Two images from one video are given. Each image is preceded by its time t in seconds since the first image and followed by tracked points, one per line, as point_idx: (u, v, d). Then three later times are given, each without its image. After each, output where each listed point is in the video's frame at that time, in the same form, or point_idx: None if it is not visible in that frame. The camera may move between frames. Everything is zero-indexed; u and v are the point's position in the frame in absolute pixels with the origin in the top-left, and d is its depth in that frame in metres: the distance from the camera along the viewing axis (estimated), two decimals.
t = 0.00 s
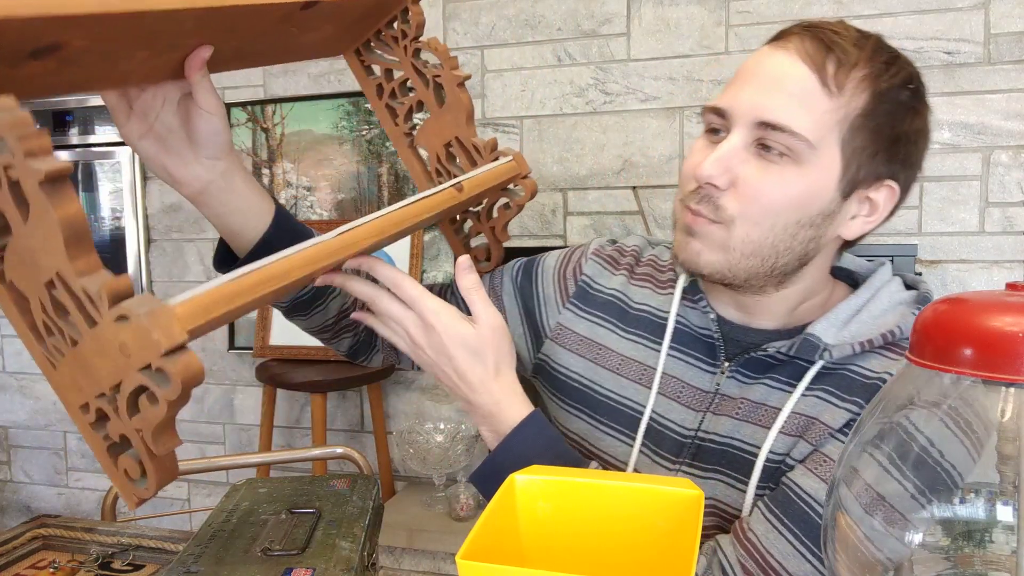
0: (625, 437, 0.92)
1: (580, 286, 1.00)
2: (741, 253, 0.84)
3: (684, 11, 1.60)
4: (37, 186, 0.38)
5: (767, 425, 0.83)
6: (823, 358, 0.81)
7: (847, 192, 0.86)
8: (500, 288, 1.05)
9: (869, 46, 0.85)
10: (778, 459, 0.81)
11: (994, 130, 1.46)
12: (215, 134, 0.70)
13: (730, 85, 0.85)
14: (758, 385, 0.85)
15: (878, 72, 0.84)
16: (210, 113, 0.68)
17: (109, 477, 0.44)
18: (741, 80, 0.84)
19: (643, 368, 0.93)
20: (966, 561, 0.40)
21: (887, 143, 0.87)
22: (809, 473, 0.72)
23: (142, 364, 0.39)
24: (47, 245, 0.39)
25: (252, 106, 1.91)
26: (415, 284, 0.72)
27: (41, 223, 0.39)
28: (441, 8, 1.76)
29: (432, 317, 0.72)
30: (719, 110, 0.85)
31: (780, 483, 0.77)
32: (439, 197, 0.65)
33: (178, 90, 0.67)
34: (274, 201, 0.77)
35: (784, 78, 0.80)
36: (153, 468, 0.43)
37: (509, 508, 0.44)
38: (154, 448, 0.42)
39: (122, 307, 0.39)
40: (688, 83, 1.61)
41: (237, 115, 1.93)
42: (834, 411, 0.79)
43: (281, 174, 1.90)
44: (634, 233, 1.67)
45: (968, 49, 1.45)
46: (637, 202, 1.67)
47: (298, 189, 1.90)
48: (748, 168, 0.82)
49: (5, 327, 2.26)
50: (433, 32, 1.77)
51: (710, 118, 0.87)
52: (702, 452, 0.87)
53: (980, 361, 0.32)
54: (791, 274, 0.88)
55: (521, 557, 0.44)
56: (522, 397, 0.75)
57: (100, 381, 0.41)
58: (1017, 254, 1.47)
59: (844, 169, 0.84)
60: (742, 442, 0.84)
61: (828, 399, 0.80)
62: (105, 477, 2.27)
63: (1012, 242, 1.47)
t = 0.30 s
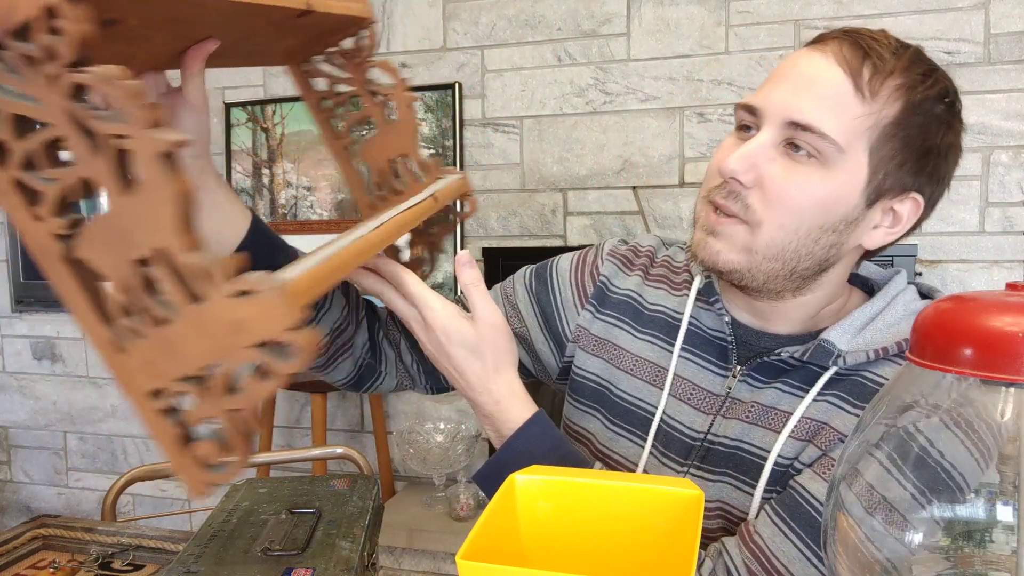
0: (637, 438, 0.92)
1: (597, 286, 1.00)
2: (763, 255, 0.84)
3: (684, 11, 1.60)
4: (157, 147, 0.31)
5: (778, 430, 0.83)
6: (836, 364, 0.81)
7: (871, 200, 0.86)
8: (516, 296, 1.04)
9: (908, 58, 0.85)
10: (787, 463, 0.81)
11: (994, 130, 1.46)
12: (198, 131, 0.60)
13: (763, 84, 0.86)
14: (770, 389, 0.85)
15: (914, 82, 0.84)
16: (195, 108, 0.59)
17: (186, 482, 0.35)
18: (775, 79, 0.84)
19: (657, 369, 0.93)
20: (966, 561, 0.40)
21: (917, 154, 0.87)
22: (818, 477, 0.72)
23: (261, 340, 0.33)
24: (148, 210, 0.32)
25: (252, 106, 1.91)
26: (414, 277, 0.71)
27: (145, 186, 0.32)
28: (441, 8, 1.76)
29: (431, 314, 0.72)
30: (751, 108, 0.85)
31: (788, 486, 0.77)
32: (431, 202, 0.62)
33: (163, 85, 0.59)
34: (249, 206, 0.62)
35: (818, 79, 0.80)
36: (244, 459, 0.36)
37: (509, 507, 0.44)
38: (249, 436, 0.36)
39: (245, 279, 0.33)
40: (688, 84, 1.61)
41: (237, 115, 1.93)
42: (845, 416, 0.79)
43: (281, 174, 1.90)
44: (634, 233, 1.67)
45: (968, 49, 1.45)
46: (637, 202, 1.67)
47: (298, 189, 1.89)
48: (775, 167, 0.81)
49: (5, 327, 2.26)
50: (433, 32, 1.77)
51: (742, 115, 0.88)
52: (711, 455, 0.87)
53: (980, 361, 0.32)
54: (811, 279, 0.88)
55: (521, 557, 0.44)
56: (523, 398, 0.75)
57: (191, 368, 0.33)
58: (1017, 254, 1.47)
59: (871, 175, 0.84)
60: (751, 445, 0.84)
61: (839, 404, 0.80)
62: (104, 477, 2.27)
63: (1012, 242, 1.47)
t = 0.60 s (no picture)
0: (638, 440, 0.93)
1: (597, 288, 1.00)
2: (767, 254, 0.84)
3: (684, 11, 1.60)
4: (264, 148, 0.41)
5: (778, 431, 0.83)
6: (837, 364, 0.81)
7: (875, 198, 0.86)
8: (515, 298, 1.04)
9: (907, 54, 0.85)
10: (787, 463, 0.81)
11: (994, 130, 1.46)
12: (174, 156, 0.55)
13: (763, 86, 0.86)
14: (771, 390, 0.85)
15: (914, 80, 0.84)
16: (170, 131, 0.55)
17: (271, 453, 0.46)
18: (776, 79, 0.84)
19: (657, 371, 0.93)
20: (966, 561, 0.40)
21: (918, 150, 0.87)
22: (817, 477, 0.72)
23: (362, 317, 0.43)
24: (259, 212, 0.42)
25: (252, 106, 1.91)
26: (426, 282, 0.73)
27: (256, 187, 0.42)
28: (441, 8, 1.76)
29: (434, 314, 0.72)
30: (753, 109, 0.85)
31: (789, 486, 0.77)
32: (407, 203, 0.69)
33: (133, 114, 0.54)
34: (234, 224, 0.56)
35: (819, 78, 0.81)
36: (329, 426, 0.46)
37: (509, 508, 0.44)
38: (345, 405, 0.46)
39: (345, 265, 0.42)
40: (688, 83, 1.61)
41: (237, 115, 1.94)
42: (846, 417, 0.79)
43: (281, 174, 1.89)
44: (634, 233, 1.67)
45: (968, 49, 1.45)
46: (637, 202, 1.67)
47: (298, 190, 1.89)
48: (778, 168, 0.82)
49: (5, 327, 2.26)
50: (433, 32, 1.77)
51: (744, 116, 0.88)
52: (711, 457, 0.87)
53: (979, 361, 0.32)
54: (815, 279, 0.88)
55: (521, 557, 0.44)
56: (523, 399, 0.75)
57: (293, 347, 0.44)
58: (1018, 253, 1.47)
59: (876, 174, 0.84)
60: (752, 446, 0.84)
61: (842, 405, 0.80)
62: (104, 477, 2.27)
63: (1012, 242, 1.47)
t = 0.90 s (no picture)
0: (634, 437, 0.93)
1: (590, 287, 1.00)
2: (757, 255, 0.84)
3: (684, 11, 1.60)
4: (241, 171, 0.41)
5: (772, 427, 0.83)
6: (829, 360, 0.81)
7: (862, 194, 0.86)
8: (509, 296, 1.04)
9: (890, 50, 0.85)
10: (781, 460, 0.80)
11: (994, 130, 1.46)
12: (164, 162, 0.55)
13: (746, 88, 0.86)
14: (764, 387, 0.85)
15: (896, 75, 0.84)
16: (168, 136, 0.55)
17: (229, 465, 0.47)
18: (760, 81, 0.84)
19: (652, 369, 0.94)
20: (966, 562, 0.40)
21: (904, 145, 0.87)
22: (812, 473, 0.72)
23: (327, 344, 0.43)
24: (231, 233, 0.42)
25: (252, 106, 1.91)
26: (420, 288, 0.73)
27: (230, 208, 0.42)
28: (441, 8, 1.76)
29: (428, 319, 0.73)
30: (738, 112, 0.85)
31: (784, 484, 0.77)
32: (411, 212, 0.71)
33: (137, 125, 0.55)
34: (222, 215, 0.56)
35: (801, 78, 0.80)
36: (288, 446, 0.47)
37: (509, 508, 0.44)
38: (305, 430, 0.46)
39: (315, 292, 0.43)
40: (687, 83, 1.61)
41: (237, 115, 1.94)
42: (839, 413, 0.79)
43: (281, 174, 1.89)
44: (634, 233, 1.67)
45: (968, 49, 1.45)
46: (637, 202, 1.67)
47: (298, 189, 1.89)
48: (764, 169, 0.82)
49: (5, 327, 2.26)
50: (433, 32, 1.77)
51: (729, 119, 0.88)
52: (706, 453, 0.87)
53: (979, 361, 0.32)
54: (807, 277, 0.88)
55: (521, 558, 0.44)
56: (518, 401, 0.75)
57: (257, 365, 0.45)
58: (1018, 253, 1.47)
59: (861, 170, 0.84)
60: (747, 443, 0.84)
61: (833, 401, 0.80)
62: (104, 477, 2.27)
63: (1013, 242, 1.47)
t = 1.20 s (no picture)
0: (631, 436, 0.93)
1: (586, 287, 1.00)
2: (751, 259, 0.84)
3: (684, 11, 1.60)
4: (248, 181, 0.41)
5: (766, 423, 0.83)
6: (821, 356, 0.81)
7: (851, 192, 0.86)
8: (505, 296, 1.05)
9: (873, 48, 0.85)
10: (776, 456, 0.80)
11: (994, 130, 1.46)
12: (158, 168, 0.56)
13: (730, 92, 0.86)
14: (758, 383, 0.86)
15: (879, 73, 0.84)
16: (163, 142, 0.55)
17: (241, 473, 0.48)
18: (743, 84, 0.83)
19: (648, 368, 0.94)
20: (966, 562, 0.40)
21: (890, 142, 0.87)
22: (807, 470, 0.72)
23: (336, 350, 0.44)
24: (238, 243, 0.43)
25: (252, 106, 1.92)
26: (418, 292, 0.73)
27: (238, 219, 0.42)
28: (441, 8, 1.76)
29: (425, 322, 0.73)
30: (722, 116, 0.85)
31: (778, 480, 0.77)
32: (407, 211, 0.71)
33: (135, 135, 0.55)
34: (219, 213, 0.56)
35: (785, 81, 0.80)
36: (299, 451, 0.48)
37: (509, 508, 0.44)
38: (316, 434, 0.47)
39: (324, 298, 0.44)
40: (687, 83, 1.61)
41: (237, 115, 1.94)
42: (831, 407, 0.79)
43: (281, 174, 1.89)
44: (634, 233, 1.67)
45: (968, 49, 1.45)
46: (637, 202, 1.67)
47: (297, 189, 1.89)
48: (752, 173, 0.82)
49: (5, 327, 2.25)
50: (433, 32, 1.77)
51: (714, 124, 0.87)
52: (701, 450, 0.87)
53: (978, 361, 0.32)
54: (802, 277, 0.88)
55: (521, 558, 0.44)
56: (514, 404, 0.75)
57: (267, 373, 0.45)
58: (1018, 253, 1.47)
59: (849, 168, 0.84)
60: (741, 440, 0.84)
61: (826, 396, 0.80)
62: (104, 477, 2.27)
63: (1013, 242, 1.47)
